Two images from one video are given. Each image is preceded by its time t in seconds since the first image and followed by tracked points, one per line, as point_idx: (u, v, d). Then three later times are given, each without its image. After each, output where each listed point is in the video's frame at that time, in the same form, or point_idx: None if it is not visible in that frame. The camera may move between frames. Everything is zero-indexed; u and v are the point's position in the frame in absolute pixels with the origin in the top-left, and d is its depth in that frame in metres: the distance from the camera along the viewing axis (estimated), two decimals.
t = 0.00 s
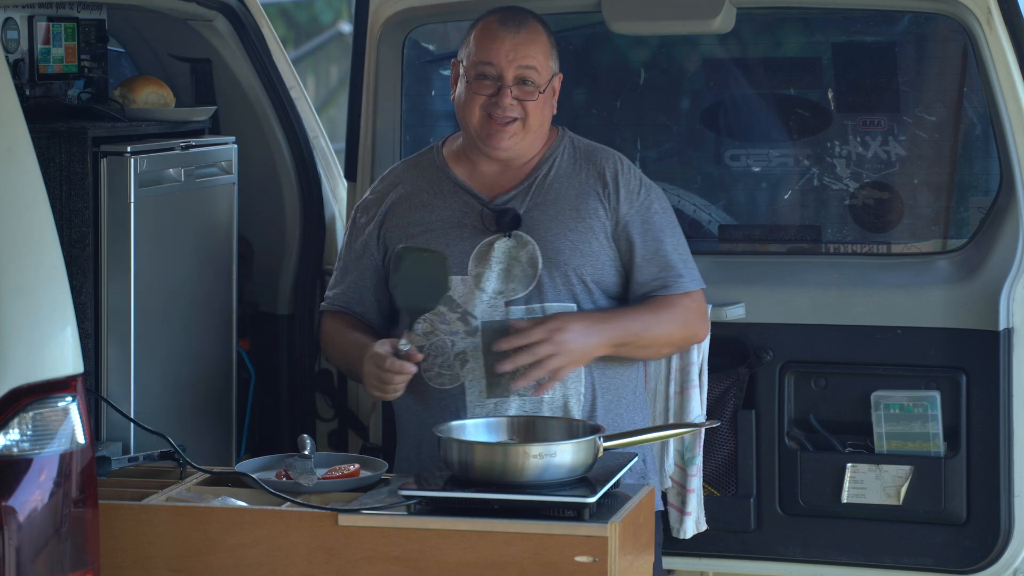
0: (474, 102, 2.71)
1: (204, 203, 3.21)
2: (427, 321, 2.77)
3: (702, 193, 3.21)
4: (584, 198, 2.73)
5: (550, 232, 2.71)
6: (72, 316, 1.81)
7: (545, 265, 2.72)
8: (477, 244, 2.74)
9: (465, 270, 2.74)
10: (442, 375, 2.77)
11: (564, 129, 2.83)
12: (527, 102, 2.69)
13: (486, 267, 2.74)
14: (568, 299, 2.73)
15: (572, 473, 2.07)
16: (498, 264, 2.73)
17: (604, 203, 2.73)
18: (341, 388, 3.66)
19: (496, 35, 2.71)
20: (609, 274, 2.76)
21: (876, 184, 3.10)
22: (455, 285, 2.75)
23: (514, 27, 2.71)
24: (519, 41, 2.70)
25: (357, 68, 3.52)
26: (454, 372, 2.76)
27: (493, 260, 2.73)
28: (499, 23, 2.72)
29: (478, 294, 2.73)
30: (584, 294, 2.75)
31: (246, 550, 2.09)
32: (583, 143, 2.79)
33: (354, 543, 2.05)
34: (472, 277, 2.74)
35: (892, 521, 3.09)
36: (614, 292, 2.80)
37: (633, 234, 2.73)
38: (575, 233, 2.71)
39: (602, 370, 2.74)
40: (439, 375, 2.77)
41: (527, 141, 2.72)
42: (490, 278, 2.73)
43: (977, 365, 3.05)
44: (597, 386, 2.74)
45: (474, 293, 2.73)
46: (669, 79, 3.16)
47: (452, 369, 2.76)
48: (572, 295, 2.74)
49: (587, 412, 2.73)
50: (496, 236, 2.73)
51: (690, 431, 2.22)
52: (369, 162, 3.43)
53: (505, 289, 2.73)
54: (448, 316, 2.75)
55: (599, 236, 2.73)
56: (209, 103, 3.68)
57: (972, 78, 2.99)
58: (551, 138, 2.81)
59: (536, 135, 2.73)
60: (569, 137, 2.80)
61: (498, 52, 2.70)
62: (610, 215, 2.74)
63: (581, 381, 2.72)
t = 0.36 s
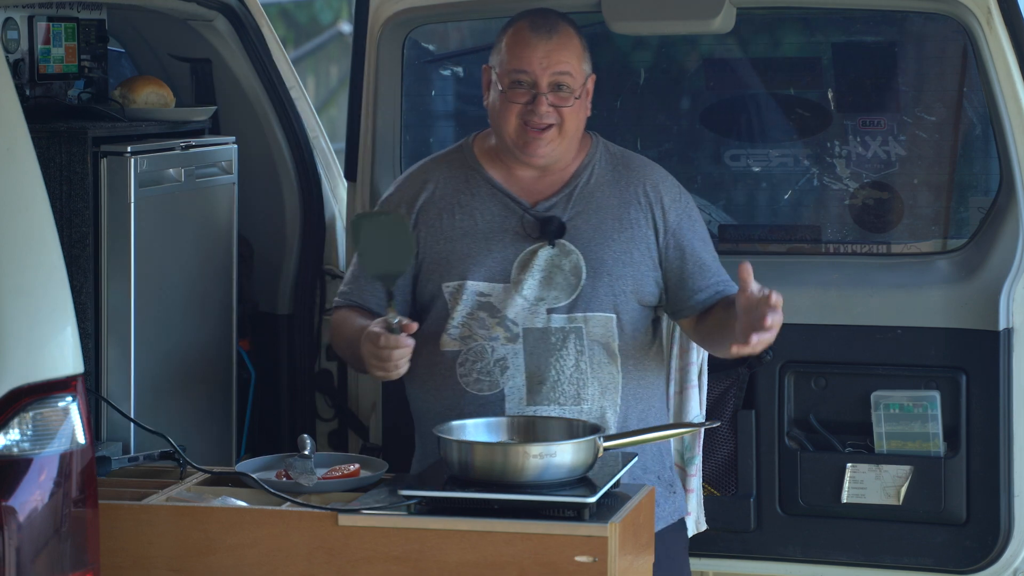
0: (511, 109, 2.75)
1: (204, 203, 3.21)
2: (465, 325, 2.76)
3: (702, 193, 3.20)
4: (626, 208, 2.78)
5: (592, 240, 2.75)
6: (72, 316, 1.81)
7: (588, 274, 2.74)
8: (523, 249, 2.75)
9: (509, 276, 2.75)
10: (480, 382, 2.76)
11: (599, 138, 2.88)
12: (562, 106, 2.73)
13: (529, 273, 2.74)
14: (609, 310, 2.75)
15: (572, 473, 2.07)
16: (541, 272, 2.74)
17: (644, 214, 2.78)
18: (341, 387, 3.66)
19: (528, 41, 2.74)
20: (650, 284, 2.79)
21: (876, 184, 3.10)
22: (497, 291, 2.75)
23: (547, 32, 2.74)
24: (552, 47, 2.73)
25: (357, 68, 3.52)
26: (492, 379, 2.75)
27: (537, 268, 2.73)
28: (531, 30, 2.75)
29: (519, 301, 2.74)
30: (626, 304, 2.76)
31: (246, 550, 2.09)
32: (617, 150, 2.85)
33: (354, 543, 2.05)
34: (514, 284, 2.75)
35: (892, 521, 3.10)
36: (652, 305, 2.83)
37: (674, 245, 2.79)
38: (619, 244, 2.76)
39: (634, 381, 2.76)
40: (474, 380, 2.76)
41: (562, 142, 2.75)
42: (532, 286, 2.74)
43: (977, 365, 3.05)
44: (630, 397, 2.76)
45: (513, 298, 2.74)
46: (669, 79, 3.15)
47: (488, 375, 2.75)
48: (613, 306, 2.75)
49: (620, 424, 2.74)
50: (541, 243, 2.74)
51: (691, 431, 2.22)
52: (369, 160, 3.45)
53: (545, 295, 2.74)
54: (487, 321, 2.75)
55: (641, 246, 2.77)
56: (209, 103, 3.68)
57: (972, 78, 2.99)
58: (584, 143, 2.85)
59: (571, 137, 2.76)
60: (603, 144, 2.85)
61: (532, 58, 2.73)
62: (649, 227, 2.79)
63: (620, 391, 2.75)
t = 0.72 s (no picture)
0: (567, 135, 2.62)
1: (204, 203, 3.21)
2: (521, 333, 2.68)
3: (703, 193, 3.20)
4: (692, 221, 2.64)
5: (655, 253, 2.63)
6: (72, 316, 1.81)
7: (649, 288, 2.63)
8: (584, 258, 2.65)
9: (569, 285, 2.65)
10: (534, 393, 2.68)
11: (671, 143, 2.74)
12: (621, 134, 2.58)
13: (590, 285, 2.64)
14: (667, 323, 2.64)
15: (572, 473, 2.07)
16: (601, 285, 2.64)
17: (711, 229, 2.65)
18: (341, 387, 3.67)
19: (586, 67, 2.57)
20: (712, 302, 2.66)
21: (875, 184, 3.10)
22: (555, 299, 2.66)
23: (605, 56, 2.57)
24: (609, 75, 2.56)
25: (357, 68, 3.52)
26: (547, 390, 2.68)
27: (598, 279, 2.64)
28: (588, 53, 2.57)
29: (577, 313, 2.64)
30: (681, 320, 2.65)
31: (246, 550, 2.09)
32: (691, 158, 2.72)
33: (354, 543, 2.05)
34: (573, 294, 2.65)
35: (892, 521, 3.10)
36: (714, 321, 2.71)
37: (741, 264, 2.64)
38: (682, 259, 2.63)
39: (696, 396, 2.68)
40: (529, 392, 2.69)
41: (623, 162, 2.62)
42: (590, 298, 2.64)
43: (977, 365, 3.05)
44: (690, 413, 2.67)
45: (573, 309, 2.65)
46: (669, 79, 3.15)
47: (542, 387, 2.68)
48: (667, 320, 2.64)
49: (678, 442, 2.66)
50: (604, 253, 2.64)
51: (690, 431, 2.22)
52: (369, 162, 3.47)
53: (606, 308, 2.64)
54: (544, 330, 2.66)
55: (706, 263, 2.64)
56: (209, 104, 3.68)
57: (972, 78, 2.99)
58: (655, 150, 2.71)
59: (632, 157, 2.62)
60: (675, 152, 2.72)
61: (587, 87, 2.57)
62: (715, 242, 2.65)
63: (679, 403, 2.66)
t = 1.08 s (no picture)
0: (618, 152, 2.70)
1: (204, 203, 3.21)
2: (563, 341, 2.81)
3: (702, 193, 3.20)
4: (744, 239, 2.70)
5: (703, 270, 2.71)
6: (72, 316, 1.81)
7: (692, 305, 2.71)
8: (632, 270, 2.77)
9: (613, 298, 2.77)
10: (570, 405, 2.81)
11: (737, 155, 2.79)
12: (667, 157, 2.64)
13: (633, 298, 2.75)
14: (709, 344, 2.72)
15: (573, 473, 2.07)
16: (645, 301, 2.75)
17: (763, 249, 2.69)
18: (341, 387, 3.67)
19: (635, 89, 2.64)
20: (761, 321, 2.71)
21: (876, 185, 3.10)
22: (599, 310, 2.78)
23: (654, 80, 2.63)
24: (656, 99, 2.62)
25: (357, 68, 3.52)
26: (582, 403, 2.80)
27: (642, 293, 2.75)
28: (638, 76, 2.64)
29: (620, 327, 2.76)
30: (727, 338, 2.72)
31: (246, 550, 2.09)
32: (754, 170, 2.75)
33: (354, 543, 2.05)
34: (617, 307, 2.77)
35: (892, 521, 3.10)
36: (767, 337, 2.76)
37: (792, 283, 2.68)
38: (731, 278, 2.70)
39: (737, 417, 2.73)
40: (566, 403, 2.82)
41: (672, 182, 2.69)
42: (634, 312, 2.75)
43: (976, 365, 3.05)
44: (730, 434, 2.73)
45: (615, 323, 2.76)
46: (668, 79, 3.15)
47: (578, 400, 2.80)
48: (713, 340, 2.72)
49: (714, 462, 2.72)
50: (650, 268, 2.74)
51: (690, 431, 2.22)
52: (369, 162, 3.46)
53: (648, 325, 2.75)
54: (585, 342, 2.79)
55: (755, 283, 2.69)
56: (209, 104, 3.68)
57: (972, 78, 2.99)
58: (715, 164, 2.77)
59: (681, 177, 2.68)
60: (738, 164, 2.76)
61: (635, 110, 2.63)
62: (767, 262, 2.69)
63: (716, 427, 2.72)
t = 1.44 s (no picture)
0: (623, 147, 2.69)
1: (204, 203, 3.21)
2: (564, 337, 2.82)
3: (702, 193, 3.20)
4: (748, 239, 2.69)
5: (705, 268, 2.70)
6: (72, 316, 1.81)
7: (693, 302, 2.71)
8: (634, 267, 2.77)
9: (615, 294, 2.78)
10: (568, 401, 2.82)
11: (746, 155, 2.78)
12: (670, 152, 2.63)
13: (635, 295, 2.76)
14: (710, 343, 2.71)
15: (573, 473, 2.07)
16: (647, 297, 2.75)
17: (767, 250, 2.68)
18: (341, 387, 3.69)
19: (640, 84, 2.63)
20: (763, 321, 2.70)
21: (876, 185, 3.10)
22: (600, 306, 2.79)
23: (659, 74, 2.62)
24: (660, 93, 2.61)
25: (356, 68, 3.51)
26: (580, 400, 2.81)
27: (643, 289, 2.75)
28: (643, 69, 2.64)
29: (621, 324, 2.76)
30: (729, 337, 2.71)
31: (247, 550, 2.09)
32: (762, 171, 2.74)
33: (354, 543, 2.05)
34: (618, 303, 2.77)
35: (892, 521, 3.10)
36: (771, 338, 2.75)
37: (795, 284, 2.67)
38: (733, 277, 2.69)
39: (736, 418, 2.72)
40: (564, 399, 2.83)
41: (676, 179, 2.68)
42: (636, 307, 2.75)
43: (976, 365, 3.05)
44: (729, 435, 2.72)
45: (616, 320, 2.77)
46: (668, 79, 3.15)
47: (576, 395, 2.81)
48: (714, 340, 2.71)
49: (712, 463, 2.72)
50: (653, 265, 2.74)
51: (690, 431, 2.22)
52: (369, 162, 3.46)
53: (649, 321, 2.75)
54: (586, 338, 2.80)
55: (758, 283, 2.68)
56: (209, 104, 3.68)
57: (972, 78, 2.98)
58: (723, 163, 2.76)
59: (685, 174, 2.67)
60: (747, 164, 2.75)
61: (638, 104, 2.62)
62: (771, 262, 2.68)
63: (716, 430, 2.71)
